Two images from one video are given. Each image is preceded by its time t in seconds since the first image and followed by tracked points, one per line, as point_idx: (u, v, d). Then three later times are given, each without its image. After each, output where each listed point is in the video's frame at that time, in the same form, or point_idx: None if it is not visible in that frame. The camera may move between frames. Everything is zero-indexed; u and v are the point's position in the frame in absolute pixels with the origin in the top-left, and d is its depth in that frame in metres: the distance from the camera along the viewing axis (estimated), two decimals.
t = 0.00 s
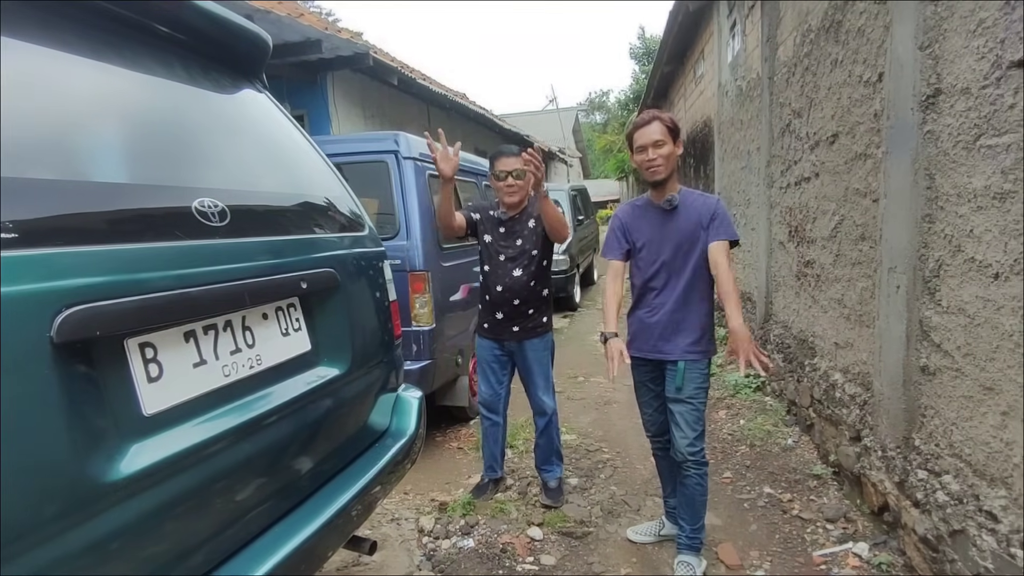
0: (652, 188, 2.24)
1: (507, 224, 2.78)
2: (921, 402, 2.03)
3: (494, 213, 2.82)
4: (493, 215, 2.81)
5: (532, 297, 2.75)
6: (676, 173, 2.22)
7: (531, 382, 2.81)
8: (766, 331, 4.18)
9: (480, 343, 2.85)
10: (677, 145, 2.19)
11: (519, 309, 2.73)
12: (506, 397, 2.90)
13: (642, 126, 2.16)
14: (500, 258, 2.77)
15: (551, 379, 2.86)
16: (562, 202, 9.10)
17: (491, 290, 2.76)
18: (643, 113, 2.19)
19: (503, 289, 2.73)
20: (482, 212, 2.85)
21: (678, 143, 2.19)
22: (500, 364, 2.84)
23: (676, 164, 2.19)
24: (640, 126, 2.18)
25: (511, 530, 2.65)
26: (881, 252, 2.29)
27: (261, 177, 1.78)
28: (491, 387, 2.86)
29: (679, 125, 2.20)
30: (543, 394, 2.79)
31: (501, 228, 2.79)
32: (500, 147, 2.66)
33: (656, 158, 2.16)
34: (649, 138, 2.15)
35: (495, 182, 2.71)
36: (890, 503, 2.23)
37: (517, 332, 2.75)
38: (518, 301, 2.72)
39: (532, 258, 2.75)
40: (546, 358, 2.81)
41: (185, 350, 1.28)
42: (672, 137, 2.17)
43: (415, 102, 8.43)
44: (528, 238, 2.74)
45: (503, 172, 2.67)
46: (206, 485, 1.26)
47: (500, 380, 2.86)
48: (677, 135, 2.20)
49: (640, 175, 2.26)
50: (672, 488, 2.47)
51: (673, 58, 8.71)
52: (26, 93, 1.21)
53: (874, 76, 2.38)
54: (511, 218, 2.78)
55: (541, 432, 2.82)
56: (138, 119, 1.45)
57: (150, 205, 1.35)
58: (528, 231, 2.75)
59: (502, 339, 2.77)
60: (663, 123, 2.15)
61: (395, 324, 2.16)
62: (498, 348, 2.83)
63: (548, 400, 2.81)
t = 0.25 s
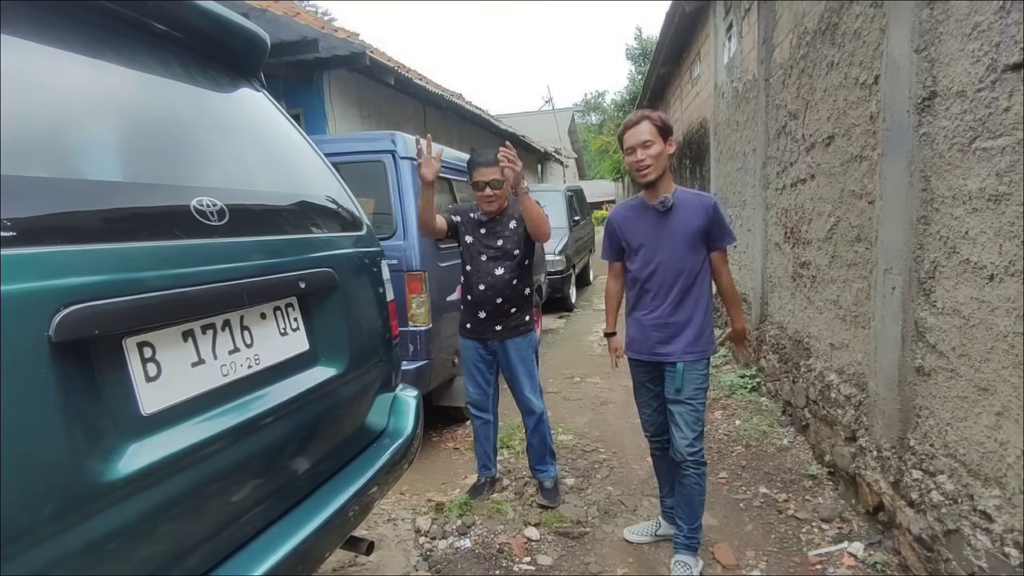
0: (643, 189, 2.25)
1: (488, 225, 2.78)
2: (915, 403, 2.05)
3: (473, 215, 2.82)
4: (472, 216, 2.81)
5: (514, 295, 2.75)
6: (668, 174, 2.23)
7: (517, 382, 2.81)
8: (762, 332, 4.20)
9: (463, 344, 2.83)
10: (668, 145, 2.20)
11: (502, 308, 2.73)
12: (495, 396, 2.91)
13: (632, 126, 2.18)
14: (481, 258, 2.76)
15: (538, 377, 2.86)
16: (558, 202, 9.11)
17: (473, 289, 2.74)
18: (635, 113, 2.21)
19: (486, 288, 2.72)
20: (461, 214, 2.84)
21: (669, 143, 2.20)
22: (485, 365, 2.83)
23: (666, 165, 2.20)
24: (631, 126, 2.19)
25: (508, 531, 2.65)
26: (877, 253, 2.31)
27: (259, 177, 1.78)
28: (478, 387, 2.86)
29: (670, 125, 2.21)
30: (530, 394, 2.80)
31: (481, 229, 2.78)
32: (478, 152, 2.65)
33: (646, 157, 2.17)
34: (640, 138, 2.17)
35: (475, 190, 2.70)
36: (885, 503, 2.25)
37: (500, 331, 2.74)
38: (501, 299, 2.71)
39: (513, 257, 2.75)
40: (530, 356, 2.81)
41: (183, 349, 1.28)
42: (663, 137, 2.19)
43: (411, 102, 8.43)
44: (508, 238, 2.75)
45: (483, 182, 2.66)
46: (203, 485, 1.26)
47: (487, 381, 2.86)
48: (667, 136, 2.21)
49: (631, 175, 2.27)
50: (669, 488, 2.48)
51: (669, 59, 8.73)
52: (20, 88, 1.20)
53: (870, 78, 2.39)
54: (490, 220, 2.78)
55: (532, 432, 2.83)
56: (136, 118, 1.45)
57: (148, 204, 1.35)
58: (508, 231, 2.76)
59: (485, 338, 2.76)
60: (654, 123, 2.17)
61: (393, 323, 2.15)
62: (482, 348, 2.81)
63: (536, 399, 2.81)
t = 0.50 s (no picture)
0: (638, 190, 2.26)
1: (476, 229, 2.76)
2: (916, 404, 2.05)
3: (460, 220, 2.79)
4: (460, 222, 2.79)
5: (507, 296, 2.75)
6: (663, 175, 2.22)
7: (511, 380, 2.81)
8: (762, 332, 4.20)
9: (457, 345, 2.84)
10: (663, 147, 2.19)
11: (495, 309, 2.73)
12: (489, 396, 2.91)
13: (626, 129, 2.17)
14: (471, 261, 2.76)
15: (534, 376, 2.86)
16: (558, 202, 9.11)
17: (465, 292, 2.74)
18: (629, 115, 2.19)
19: (478, 289, 2.72)
20: (447, 221, 2.83)
21: (664, 145, 2.18)
22: (479, 364, 2.84)
23: (660, 167, 2.19)
24: (626, 129, 2.18)
25: (508, 531, 2.65)
26: (878, 254, 2.31)
27: (260, 177, 1.78)
28: (474, 387, 2.86)
29: (666, 126, 2.18)
30: (525, 392, 2.79)
31: (469, 234, 2.77)
32: (462, 159, 2.65)
33: (639, 162, 2.16)
34: (633, 141, 2.15)
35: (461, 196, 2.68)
36: (885, 504, 2.25)
37: (494, 330, 2.75)
38: (493, 301, 2.72)
39: (504, 259, 2.75)
40: (524, 355, 2.80)
41: (186, 349, 1.28)
42: (657, 139, 2.17)
43: (412, 101, 8.42)
44: (498, 241, 2.74)
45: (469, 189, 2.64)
46: (205, 485, 1.26)
47: (482, 380, 2.86)
48: (664, 138, 2.19)
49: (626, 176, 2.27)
50: (670, 488, 2.47)
51: (670, 60, 8.73)
52: (21, 87, 1.20)
53: (871, 79, 2.39)
54: (478, 223, 2.76)
55: (527, 430, 2.83)
56: (138, 118, 1.45)
57: (151, 204, 1.35)
58: (496, 234, 2.75)
59: (479, 338, 2.77)
60: (648, 126, 2.14)
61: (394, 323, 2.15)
62: (476, 348, 2.81)
63: (531, 398, 2.81)
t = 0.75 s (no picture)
0: (640, 193, 2.25)
1: (469, 231, 2.74)
2: (922, 403, 2.04)
3: (451, 225, 2.77)
4: (451, 225, 2.76)
5: (504, 296, 2.75)
6: (663, 175, 2.21)
7: (512, 378, 2.81)
8: (765, 331, 4.19)
9: (456, 345, 2.83)
10: (660, 149, 2.17)
11: (493, 309, 2.73)
12: (490, 395, 2.90)
13: (623, 134, 2.15)
14: (465, 264, 2.74)
15: (534, 374, 2.86)
16: (561, 201, 9.10)
17: (463, 294, 2.73)
18: (623, 120, 2.16)
19: (476, 291, 2.71)
20: (436, 228, 2.80)
21: (661, 147, 2.16)
22: (479, 364, 2.83)
23: (660, 170, 2.18)
24: (622, 134, 2.16)
25: (511, 529, 2.65)
26: (883, 253, 2.30)
27: (266, 174, 1.78)
28: (474, 387, 2.85)
29: (661, 128, 2.15)
30: (526, 390, 2.79)
31: (462, 237, 2.75)
32: (450, 162, 2.60)
33: (637, 168, 2.16)
34: (630, 147, 2.14)
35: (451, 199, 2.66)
36: (890, 504, 2.24)
37: (494, 330, 2.74)
38: (491, 301, 2.71)
39: (499, 259, 2.75)
40: (525, 353, 2.81)
41: (191, 347, 1.27)
42: (654, 142, 2.15)
43: (414, 99, 8.41)
44: (492, 241, 2.74)
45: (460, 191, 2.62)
46: (210, 483, 1.26)
47: (481, 379, 2.86)
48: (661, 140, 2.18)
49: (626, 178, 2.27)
50: (674, 487, 2.46)
51: (673, 58, 8.71)
52: (25, 82, 1.19)
53: (877, 77, 2.38)
54: (471, 225, 2.75)
55: (528, 428, 2.82)
56: (145, 114, 1.45)
57: (158, 201, 1.35)
58: (491, 235, 2.74)
59: (479, 339, 2.76)
60: (643, 132, 2.12)
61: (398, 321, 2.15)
62: (475, 348, 2.80)
63: (532, 395, 2.81)
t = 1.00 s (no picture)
0: (650, 192, 2.24)
1: (473, 227, 2.73)
2: (928, 404, 2.03)
3: (454, 221, 2.76)
4: (454, 222, 2.75)
5: (508, 292, 2.74)
6: (673, 172, 2.20)
7: (516, 377, 2.80)
8: (768, 332, 4.18)
9: (461, 345, 2.82)
10: (671, 145, 2.16)
11: (497, 306, 2.72)
12: (494, 393, 2.91)
13: (634, 130, 2.13)
14: (469, 261, 2.73)
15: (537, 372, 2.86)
16: (562, 200, 9.09)
17: (468, 291, 2.72)
18: (633, 116, 2.14)
19: (480, 288, 2.70)
20: (439, 226, 2.79)
21: (671, 144, 2.16)
22: (483, 363, 2.82)
23: (671, 167, 2.17)
24: (633, 129, 2.13)
25: (514, 529, 2.64)
26: (889, 253, 2.29)
27: (271, 171, 1.78)
28: (478, 386, 2.85)
29: (670, 124, 2.15)
30: (530, 388, 2.79)
31: (466, 233, 2.74)
32: (452, 154, 2.61)
33: (651, 163, 2.14)
34: (643, 142, 2.12)
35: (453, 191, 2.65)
36: (896, 505, 2.23)
37: (499, 329, 2.74)
38: (495, 298, 2.71)
39: (502, 255, 2.74)
40: (528, 351, 2.80)
41: (197, 343, 1.27)
42: (665, 138, 2.14)
43: (416, 98, 8.41)
44: (496, 237, 2.73)
45: (462, 182, 2.61)
46: (215, 480, 1.25)
47: (486, 378, 2.86)
48: (671, 135, 2.16)
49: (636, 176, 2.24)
50: (678, 487, 2.44)
51: (675, 58, 8.70)
52: (28, 74, 1.18)
53: (884, 77, 2.37)
54: (474, 220, 2.73)
55: (530, 427, 2.81)
56: (150, 110, 1.44)
57: (164, 197, 1.34)
58: (494, 230, 2.73)
59: (483, 336, 2.75)
60: (655, 126, 2.11)
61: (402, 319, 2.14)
62: (479, 347, 2.80)
63: (536, 394, 2.82)
